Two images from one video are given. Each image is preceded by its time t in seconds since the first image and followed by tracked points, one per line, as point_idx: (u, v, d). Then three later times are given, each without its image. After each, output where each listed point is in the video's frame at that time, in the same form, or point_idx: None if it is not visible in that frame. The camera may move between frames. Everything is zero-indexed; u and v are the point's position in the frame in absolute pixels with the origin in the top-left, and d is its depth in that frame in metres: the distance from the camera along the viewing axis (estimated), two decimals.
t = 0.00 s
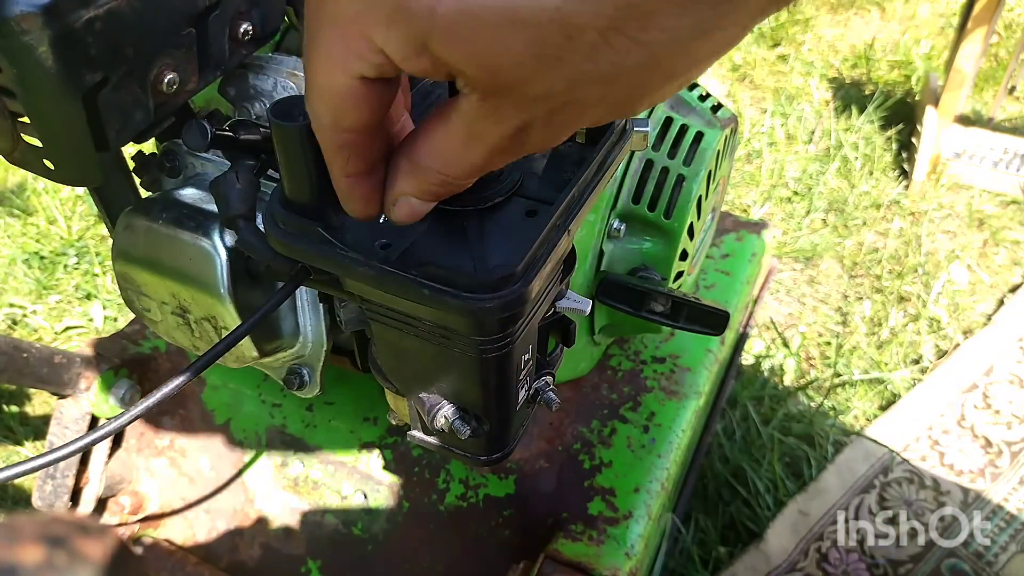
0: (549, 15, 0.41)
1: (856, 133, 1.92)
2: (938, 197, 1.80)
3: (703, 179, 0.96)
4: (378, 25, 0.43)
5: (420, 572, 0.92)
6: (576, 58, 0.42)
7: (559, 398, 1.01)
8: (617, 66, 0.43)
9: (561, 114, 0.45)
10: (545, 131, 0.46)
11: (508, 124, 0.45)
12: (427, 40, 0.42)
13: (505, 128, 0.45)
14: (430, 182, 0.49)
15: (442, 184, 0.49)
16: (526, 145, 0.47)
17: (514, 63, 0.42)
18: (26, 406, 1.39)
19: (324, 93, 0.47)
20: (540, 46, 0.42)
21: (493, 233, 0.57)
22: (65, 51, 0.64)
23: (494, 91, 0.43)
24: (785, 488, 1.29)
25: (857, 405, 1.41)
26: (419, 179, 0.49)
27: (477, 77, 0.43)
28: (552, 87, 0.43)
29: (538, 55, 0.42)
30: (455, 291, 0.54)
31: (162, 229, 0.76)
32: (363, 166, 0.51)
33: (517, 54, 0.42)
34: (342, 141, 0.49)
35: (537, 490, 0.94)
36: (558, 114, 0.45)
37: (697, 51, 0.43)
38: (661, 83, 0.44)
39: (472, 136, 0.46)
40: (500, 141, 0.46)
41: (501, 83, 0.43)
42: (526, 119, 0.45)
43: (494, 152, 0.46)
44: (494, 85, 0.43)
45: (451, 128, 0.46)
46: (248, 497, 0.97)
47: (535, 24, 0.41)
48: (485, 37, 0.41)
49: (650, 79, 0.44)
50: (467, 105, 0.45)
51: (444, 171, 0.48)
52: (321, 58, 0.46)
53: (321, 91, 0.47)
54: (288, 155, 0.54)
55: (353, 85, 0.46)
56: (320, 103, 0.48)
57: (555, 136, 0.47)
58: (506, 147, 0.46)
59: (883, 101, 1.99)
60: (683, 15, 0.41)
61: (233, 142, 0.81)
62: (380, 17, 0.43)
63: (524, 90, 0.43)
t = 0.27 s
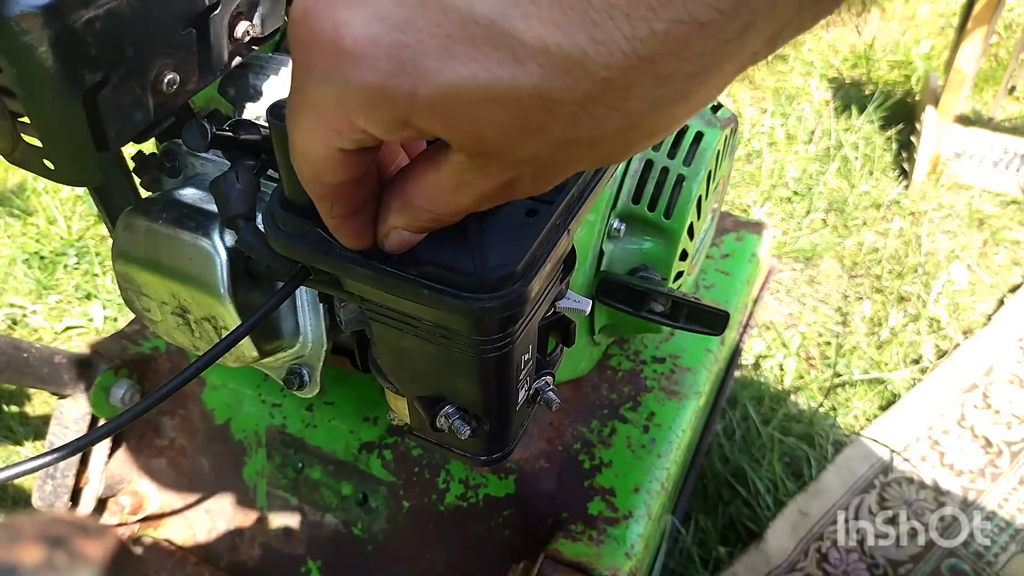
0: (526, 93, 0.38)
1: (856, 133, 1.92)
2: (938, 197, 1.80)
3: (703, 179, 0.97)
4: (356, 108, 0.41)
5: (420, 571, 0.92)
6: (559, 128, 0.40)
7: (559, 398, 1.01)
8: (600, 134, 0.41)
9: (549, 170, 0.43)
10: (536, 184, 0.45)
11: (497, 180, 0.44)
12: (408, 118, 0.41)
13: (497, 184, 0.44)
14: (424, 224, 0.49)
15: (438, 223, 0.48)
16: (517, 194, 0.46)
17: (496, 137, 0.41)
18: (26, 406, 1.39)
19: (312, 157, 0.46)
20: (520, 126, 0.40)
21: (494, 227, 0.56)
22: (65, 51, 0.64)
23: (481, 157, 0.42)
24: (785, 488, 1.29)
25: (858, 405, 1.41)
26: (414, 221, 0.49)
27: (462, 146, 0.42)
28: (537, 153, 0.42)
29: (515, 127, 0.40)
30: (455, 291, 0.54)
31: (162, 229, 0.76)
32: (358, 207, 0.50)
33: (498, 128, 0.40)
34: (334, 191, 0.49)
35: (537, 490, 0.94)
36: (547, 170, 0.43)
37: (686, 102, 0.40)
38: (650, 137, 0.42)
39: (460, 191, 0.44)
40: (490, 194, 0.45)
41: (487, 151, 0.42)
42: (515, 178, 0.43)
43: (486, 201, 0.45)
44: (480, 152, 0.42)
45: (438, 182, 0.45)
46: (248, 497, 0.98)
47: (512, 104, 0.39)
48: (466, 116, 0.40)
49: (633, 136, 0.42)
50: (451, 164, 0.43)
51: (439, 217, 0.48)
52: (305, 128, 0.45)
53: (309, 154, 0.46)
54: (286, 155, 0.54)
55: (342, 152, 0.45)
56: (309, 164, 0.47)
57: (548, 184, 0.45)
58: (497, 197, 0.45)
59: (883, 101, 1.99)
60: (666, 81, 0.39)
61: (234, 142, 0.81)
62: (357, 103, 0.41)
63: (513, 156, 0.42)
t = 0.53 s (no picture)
0: (550, 102, 0.39)
1: (856, 133, 1.92)
2: (938, 197, 1.80)
3: (703, 179, 0.97)
4: (383, 117, 0.41)
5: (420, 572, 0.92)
6: (577, 130, 0.41)
7: (559, 398, 1.01)
8: (615, 133, 0.42)
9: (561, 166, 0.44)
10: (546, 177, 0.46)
11: (511, 175, 0.44)
12: (436, 125, 0.41)
13: (511, 178, 0.45)
14: (437, 221, 0.49)
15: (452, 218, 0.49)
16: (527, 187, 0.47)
17: (519, 140, 0.41)
18: (26, 406, 1.39)
19: (334, 160, 0.46)
20: (542, 130, 0.41)
21: (493, 226, 0.56)
22: (64, 51, 0.64)
23: (499, 157, 0.43)
24: (785, 489, 1.29)
25: (858, 405, 1.41)
26: (428, 218, 0.49)
27: (483, 149, 0.42)
28: (554, 153, 0.42)
29: (537, 131, 0.41)
30: (454, 288, 0.53)
31: (162, 229, 0.76)
32: (374, 206, 0.51)
33: (520, 132, 0.41)
34: (353, 193, 0.49)
35: (536, 490, 0.94)
36: (559, 166, 0.44)
37: (693, 102, 0.42)
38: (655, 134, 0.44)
39: (476, 187, 0.45)
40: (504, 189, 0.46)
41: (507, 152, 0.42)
42: (530, 173, 0.44)
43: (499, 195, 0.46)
44: (499, 153, 0.42)
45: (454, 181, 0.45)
46: (248, 498, 0.98)
47: (535, 109, 0.40)
48: (492, 123, 0.40)
49: (641, 135, 0.43)
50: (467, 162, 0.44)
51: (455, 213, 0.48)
52: (329, 134, 0.45)
53: (332, 157, 0.46)
54: (286, 155, 0.54)
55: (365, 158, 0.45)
56: (331, 168, 0.47)
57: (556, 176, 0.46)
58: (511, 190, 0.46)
59: (883, 101, 1.99)
60: (679, 86, 0.41)
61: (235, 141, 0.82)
62: (386, 112, 0.41)
63: (531, 155, 0.42)
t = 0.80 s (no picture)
0: (546, 92, 0.39)
1: (856, 133, 1.92)
2: (938, 197, 1.80)
3: (703, 179, 0.97)
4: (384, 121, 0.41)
5: (419, 572, 0.92)
6: (576, 118, 0.41)
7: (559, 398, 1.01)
8: (611, 115, 0.42)
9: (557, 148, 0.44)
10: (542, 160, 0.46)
11: (510, 161, 0.45)
12: (438, 126, 0.41)
13: (510, 164, 0.45)
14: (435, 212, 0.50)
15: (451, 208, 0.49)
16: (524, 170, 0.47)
17: (519, 131, 0.41)
18: (26, 406, 1.39)
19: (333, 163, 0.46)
20: (541, 121, 0.41)
21: (491, 222, 0.56)
22: (64, 51, 0.64)
23: (500, 147, 0.43)
24: (786, 489, 1.29)
25: (858, 405, 1.41)
26: (427, 209, 0.50)
27: (484, 142, 0.42)
28: (553, 141, 0.43)
29: (536, 122, 0.41)
30: (452, 283, 0.53)
31: (161, 229, 0.76)
32: (371, 203, 0.51)
33: (521, 124, 0.41)
34: (351, 192, 0.49)
35: (536, 490, 0.94)
36: (556, 150, 0.44)
37: (683, 77, 0.42)
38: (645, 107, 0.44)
39: (477, 178, 0.45)
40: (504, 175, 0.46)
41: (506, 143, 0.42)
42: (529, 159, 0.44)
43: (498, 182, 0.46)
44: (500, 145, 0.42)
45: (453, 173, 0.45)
46: (248, 497, 0.98)
47: (534, 100, 0.39)
48: (493, 118, 0.40)
49: (635, 111, 0.43)
50: (465, 155, 0.44)
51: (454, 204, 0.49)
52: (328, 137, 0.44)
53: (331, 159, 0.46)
54: (284, 156, 0.54)
55: (364, 158, 0.45)
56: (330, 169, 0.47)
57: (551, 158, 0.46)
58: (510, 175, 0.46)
59: (883, 101, 1.99)
60: (664, 70, 0.40)
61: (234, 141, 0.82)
62: (389, 117, 0.41)
63: (529, 143, 0.43)
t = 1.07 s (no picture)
0: (534, 81, 0.38)
1: (854, 134, 1.93)
2: (937, 197, 1.80)
3: (702, 180, 0.98)
4: (372, 102, 0.41)
5: (420, 570, 0.92)
6: (564, 111, 0.40)
7: (558, 398, 1.02)
8: (601, 111, 0.41)
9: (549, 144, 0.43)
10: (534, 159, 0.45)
11: (500, 158, 0.44)
12: (426, 112, 0.40)
13: (500, 162, 0.44)
14: (424, 210, 0.49)
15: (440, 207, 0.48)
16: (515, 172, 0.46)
17: (508, 122, 0.40)
18: (29, 405, 1.40)
19: (322, 151, 0.45)
20: (530, 111, 0.40)
21: (490, 223, 0.56)
22: (66, 53, 0.65)
23: (489, 141, 0.42)
24: (784, 488, 1.30)
25: (857, 405, 1.42)
26: (416, 207, 0.49)
27: (472, 133, 0.41)
28: (543, 134, 0.42)
29: (524, 112, 0.40)
30: (452, 284, 0.54)
31: (163, 229, 0.76)
32: (361, 196, 0.50)
33: (510, 114, 0.40)
34: (339, 184, 0.48)
35: (536, 489, 0.95)
36: (546, 146, 0.43)
37: (674, 76, 0.41)
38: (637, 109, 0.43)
39: (464, 172, 0.44)
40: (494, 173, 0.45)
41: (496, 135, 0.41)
42: (519, 155, 0.43)
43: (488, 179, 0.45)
44: (489, 137, 0.41)
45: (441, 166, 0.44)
46: (249, 496, 0.99)
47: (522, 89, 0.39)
48: (482, 106, 0.39)
49: (625, 111, 0.42)
50: (453, 146, 0.43)
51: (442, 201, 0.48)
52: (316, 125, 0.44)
53: (320, 150, 0.45)
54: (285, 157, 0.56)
55: (353, 148, 0.44)
56: (319, 160, 0.46)
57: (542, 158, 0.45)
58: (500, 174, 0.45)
59: (881, 102, 2.00)
60: (651, 72, 0.40)
61: (235, 143, 0.84)
62: (378, 98, 0.40)
63: (519, 137, 0.42)
